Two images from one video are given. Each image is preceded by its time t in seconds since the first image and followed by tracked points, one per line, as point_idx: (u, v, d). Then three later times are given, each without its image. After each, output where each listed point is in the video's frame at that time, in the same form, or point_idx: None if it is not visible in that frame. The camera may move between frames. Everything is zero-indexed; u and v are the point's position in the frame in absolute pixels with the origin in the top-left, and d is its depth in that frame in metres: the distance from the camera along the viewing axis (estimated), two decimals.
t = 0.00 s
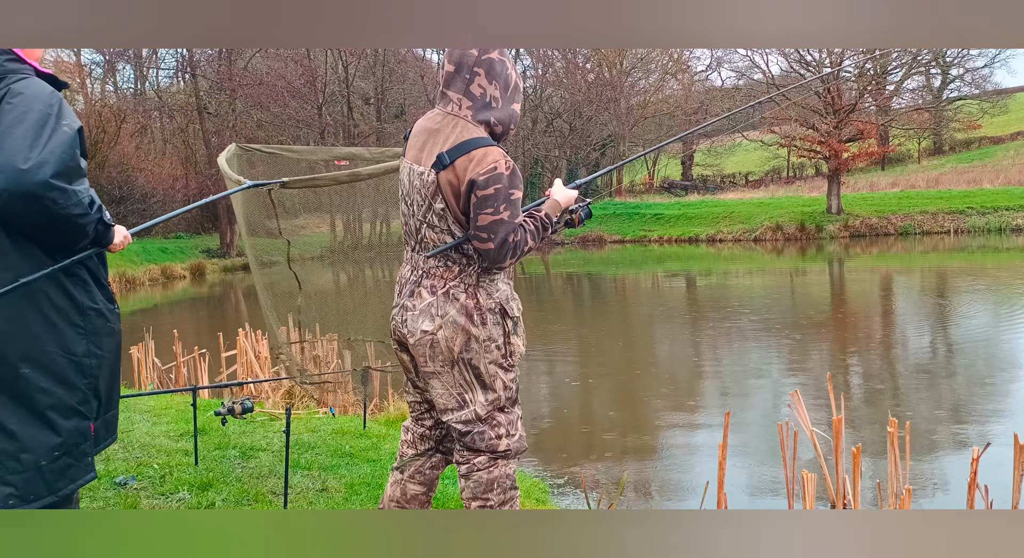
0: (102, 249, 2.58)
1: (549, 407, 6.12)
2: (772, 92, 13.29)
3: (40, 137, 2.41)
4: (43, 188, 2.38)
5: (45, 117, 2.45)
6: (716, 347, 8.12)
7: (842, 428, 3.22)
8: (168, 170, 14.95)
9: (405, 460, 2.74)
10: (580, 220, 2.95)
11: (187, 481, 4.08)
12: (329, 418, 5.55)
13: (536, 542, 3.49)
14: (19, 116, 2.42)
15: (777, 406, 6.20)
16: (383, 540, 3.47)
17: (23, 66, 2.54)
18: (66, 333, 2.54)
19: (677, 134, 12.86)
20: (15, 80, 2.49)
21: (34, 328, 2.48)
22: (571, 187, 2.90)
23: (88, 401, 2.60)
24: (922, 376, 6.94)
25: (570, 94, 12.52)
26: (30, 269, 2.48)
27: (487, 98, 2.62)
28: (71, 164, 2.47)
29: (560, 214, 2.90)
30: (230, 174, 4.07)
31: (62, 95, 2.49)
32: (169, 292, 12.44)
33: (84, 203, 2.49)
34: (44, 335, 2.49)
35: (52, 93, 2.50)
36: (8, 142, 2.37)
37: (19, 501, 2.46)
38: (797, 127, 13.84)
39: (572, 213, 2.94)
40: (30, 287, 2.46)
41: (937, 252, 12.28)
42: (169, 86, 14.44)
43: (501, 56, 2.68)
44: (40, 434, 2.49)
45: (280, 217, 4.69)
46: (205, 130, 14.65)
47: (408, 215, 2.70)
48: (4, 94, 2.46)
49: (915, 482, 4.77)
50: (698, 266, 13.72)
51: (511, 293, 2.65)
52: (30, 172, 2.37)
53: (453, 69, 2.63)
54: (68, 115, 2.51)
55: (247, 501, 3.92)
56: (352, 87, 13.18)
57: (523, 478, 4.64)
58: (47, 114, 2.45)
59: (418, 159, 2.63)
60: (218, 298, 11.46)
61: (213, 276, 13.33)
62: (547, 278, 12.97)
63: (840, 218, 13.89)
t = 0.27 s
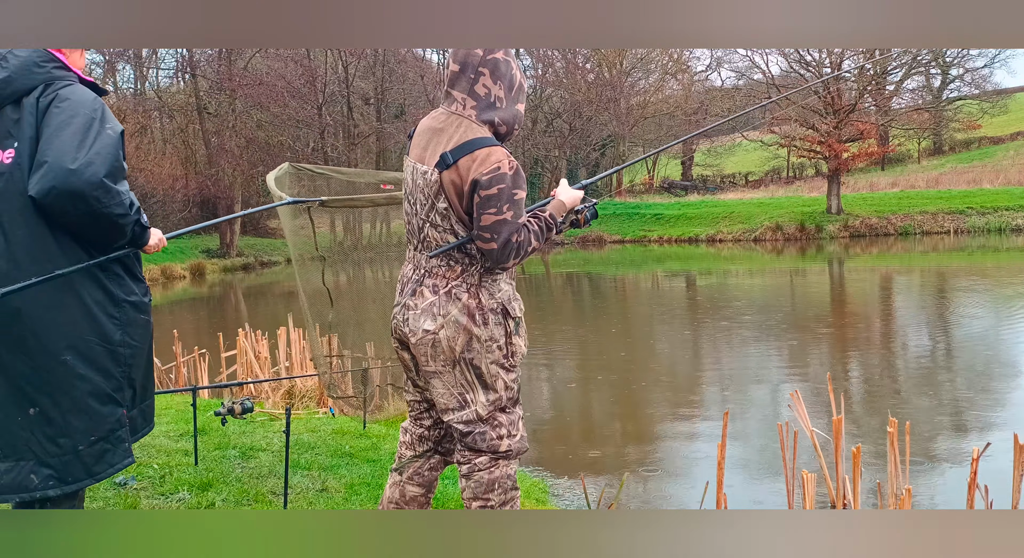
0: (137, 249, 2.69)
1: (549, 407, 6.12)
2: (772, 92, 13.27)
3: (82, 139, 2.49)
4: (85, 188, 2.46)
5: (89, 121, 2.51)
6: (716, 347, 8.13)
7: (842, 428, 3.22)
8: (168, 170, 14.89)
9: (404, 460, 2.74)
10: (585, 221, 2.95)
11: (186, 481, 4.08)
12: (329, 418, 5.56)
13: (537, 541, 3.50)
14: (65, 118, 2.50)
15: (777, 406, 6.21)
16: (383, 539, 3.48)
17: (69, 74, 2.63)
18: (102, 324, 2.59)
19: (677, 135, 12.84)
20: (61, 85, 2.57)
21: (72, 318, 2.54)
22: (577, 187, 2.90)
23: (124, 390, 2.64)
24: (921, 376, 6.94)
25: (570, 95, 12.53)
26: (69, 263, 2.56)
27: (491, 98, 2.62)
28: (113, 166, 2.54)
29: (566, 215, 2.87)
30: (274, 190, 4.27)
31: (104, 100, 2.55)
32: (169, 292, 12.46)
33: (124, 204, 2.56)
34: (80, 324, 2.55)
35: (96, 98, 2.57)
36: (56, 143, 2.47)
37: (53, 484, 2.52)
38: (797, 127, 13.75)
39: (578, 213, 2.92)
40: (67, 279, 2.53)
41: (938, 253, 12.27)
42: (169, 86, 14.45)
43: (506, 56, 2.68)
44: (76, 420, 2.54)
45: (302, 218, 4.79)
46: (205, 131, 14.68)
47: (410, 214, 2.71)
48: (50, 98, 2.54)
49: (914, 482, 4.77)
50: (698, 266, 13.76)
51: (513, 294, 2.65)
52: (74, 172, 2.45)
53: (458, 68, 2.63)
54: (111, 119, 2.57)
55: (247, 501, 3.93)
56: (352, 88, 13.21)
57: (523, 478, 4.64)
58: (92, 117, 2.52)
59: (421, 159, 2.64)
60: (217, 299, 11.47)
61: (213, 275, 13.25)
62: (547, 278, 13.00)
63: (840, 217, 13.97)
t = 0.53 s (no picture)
0: (151, 261, 2.69)
1: (548, 407, 6.12)
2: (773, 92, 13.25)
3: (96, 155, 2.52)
4: (96, 204, 2.49)
5: (103, 138, 2.54)
6: (716, 347, 8.13)
7: (842, 428, 3.22)
8: (168, 170, 14.38)
9: (406, 461, 2.74)
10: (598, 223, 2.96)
11: (186, 481, 4.08)
12: (329, 418, 5.56)
13: (538, 541, 3.49)
14: (80, 135, 2.53)
15: (777, 406, 6.21)
16: (384, 539, 3.48)
17: (88, 94, 2.65)
18: (118, 326, 2.63)
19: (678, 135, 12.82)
20: (78, 105, 2.60)
21: (89, 320, 2.59)
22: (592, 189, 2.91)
23: (140, 390, 2.68)
24: (921, 376, 6.94)
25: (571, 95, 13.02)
26: (86, 271, 2.59)
27: (505, 98, 2.62)
28: (125, 183, 2.56)
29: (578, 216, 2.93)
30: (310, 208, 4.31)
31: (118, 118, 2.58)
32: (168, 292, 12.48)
33: (133, 218, 2.57)
34: (97, 325, 2.60)
35: (111, 117, 2.59)
36: (69, 161, 2.50)
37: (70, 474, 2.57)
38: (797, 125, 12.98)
39: (592, 217, 3.00)
40: (85, 285, 2.58)
41: (938, 253, 12.25)
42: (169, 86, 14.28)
43: (521, 57, 2.68)
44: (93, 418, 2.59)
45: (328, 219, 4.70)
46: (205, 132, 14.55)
47: (418, 211, 2.69)
48: (66, 118, 2.58)
49: (914, 482, 4.77)
50: (698, 267, 13.78)
51: (521, 294, 2.66)
52: (85, 189, 2.48)
53: (473, 66, 2.62)
54: (125, 136, 2.60)
55: (247, 501, 3.93)
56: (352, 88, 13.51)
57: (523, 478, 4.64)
58: (106, 135, 2.55)
59: (432, 156, 2.62)
60: (217, 299, 11.47)
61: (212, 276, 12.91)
62: (546, 278, 13.01)
63: (841, 217, 13.97)
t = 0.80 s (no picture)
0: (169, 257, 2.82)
1: (548, 407, 6.12)
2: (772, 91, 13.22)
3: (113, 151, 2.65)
4: (113, 200, 2.62)
5: (116, 138, 2.67)
6: (715, 347, 8.14)
7: (842, 427, 3.22)
8: (168, 170, 13.94)
9: (408, 459, 2.74)
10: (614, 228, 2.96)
11: (186, 481, 4.08)
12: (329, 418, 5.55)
13: (540, 542, 3.49)
14: (96, 135, 2.66)
15: (777, 406, 6.21)
16: (384, 540, 3.48)
17: (100, 94, 2.78)
18: (141, 308, 2.79)
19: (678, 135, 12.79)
20: (91, 106, 2.73)
21: (113, 304, 2.74)
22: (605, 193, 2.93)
23: (166, 366, 2.82)
24: (921, 376, 6.94)
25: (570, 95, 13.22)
26: (107, 260, 2.74)
27: (522, 98, 2.63)
28: (141, 179, 2.69)
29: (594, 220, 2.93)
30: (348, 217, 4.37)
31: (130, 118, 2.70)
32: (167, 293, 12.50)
33: (149, 213, 2.69)
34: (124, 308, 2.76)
35: (123, 117, 2.72)
36: (87, 160, 2.64)
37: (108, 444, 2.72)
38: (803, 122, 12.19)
39: (606, 220, 2.95)
40: (107, 272, 2.73)
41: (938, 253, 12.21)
42: (169, 86, 13.72)
43: (538, 58, 2.69)
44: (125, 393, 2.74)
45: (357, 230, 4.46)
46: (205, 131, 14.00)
47: (429, 208, 2.69)
48: (81, 119, 2.71)
49: (914, 482, 4.77)
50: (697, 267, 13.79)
51: (529, 295, 2.66)
52: (102, 186, 2.61)
53: (490, 65, 2.63)
54: (138, 133, 2.72)
55: (247, 501, 3.93)
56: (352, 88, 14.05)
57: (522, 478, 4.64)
58: (121, 133, 2.68)
59: (446, 153, 2.61)
60: (217, 299, 11.48)
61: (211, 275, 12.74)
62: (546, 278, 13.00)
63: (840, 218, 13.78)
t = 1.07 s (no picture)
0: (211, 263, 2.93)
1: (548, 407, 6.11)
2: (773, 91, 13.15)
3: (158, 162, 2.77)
4: (159, 208, 2.73)
5: (160, 149, 2.77)
6: (715, 347, 8.13)
7: (842, 427, 3.22)
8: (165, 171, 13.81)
9: (411, 459, 2.74)
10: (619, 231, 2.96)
11: (186, 481, 4.00)
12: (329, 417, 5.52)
13: (539, 542, 3.49)
14: (142, 145, 2.77)
15: (777, 406, 6.21)
16: (385, 541, 3.48)
17: (144, 106, 2.88)
18: (179, 312, 2.92)
19: (678, 135, 12.74)
20: (136, 118, 2.83)
21: (154, 307, 2.88)
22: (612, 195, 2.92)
23: (200, 367, 2.97)
24: (921, 376, 6.94)
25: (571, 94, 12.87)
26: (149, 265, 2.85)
27: (528, 100, 2.63)
28: (184, 187, 2.81)
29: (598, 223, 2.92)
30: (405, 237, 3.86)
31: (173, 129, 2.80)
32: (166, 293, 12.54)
33: (193, 219, 2.80)
34: (164, 310, 2.89)
35: (166, 128, 2.82)
36: (133, 170, 2.75)
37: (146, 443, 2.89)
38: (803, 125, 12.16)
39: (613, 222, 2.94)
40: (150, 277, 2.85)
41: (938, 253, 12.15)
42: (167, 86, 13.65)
43: (546, 60, 2.69)
44: (163, 392, 2.90)
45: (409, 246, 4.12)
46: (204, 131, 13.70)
47: (433, 208, 2.68)
48: (127, 129, 2.81)
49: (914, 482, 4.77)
50: (697, 268, 13.78)
51: (531, 297, 2.67)
52: (148, 195, 2.73)
53: (498, 66, 2.63)
54: (179, 144, 2.83)
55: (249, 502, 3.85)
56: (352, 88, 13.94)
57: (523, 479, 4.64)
58: (166, 144, 2.79)
59: (451, 154, 2.61)
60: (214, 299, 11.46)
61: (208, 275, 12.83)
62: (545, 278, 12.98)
63: (841, 217, 13.12)
